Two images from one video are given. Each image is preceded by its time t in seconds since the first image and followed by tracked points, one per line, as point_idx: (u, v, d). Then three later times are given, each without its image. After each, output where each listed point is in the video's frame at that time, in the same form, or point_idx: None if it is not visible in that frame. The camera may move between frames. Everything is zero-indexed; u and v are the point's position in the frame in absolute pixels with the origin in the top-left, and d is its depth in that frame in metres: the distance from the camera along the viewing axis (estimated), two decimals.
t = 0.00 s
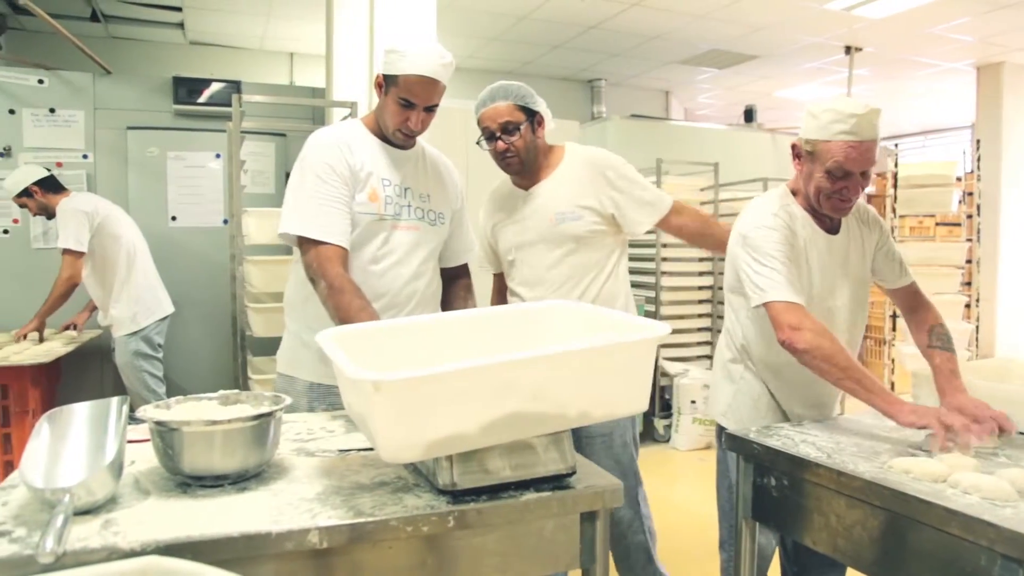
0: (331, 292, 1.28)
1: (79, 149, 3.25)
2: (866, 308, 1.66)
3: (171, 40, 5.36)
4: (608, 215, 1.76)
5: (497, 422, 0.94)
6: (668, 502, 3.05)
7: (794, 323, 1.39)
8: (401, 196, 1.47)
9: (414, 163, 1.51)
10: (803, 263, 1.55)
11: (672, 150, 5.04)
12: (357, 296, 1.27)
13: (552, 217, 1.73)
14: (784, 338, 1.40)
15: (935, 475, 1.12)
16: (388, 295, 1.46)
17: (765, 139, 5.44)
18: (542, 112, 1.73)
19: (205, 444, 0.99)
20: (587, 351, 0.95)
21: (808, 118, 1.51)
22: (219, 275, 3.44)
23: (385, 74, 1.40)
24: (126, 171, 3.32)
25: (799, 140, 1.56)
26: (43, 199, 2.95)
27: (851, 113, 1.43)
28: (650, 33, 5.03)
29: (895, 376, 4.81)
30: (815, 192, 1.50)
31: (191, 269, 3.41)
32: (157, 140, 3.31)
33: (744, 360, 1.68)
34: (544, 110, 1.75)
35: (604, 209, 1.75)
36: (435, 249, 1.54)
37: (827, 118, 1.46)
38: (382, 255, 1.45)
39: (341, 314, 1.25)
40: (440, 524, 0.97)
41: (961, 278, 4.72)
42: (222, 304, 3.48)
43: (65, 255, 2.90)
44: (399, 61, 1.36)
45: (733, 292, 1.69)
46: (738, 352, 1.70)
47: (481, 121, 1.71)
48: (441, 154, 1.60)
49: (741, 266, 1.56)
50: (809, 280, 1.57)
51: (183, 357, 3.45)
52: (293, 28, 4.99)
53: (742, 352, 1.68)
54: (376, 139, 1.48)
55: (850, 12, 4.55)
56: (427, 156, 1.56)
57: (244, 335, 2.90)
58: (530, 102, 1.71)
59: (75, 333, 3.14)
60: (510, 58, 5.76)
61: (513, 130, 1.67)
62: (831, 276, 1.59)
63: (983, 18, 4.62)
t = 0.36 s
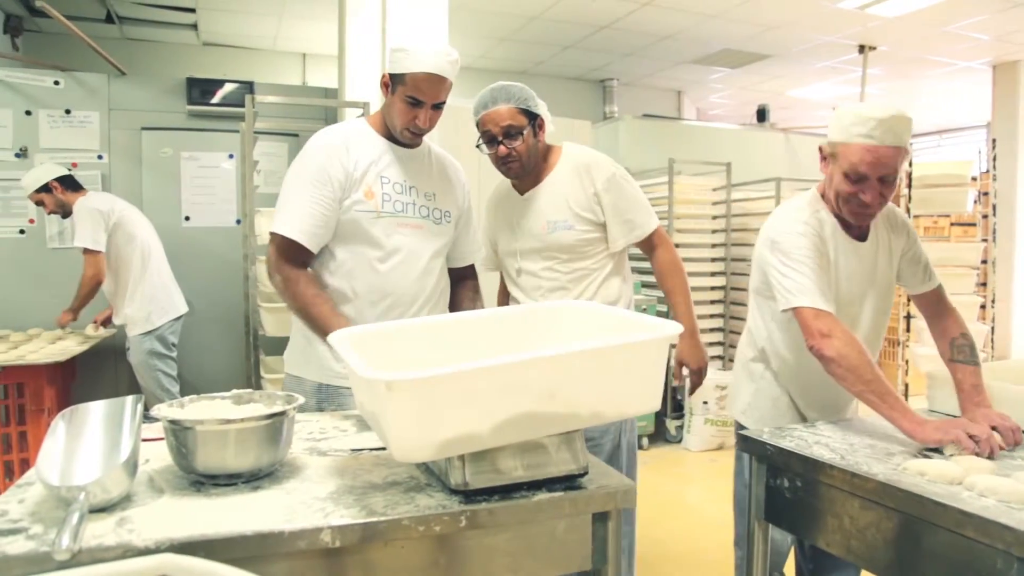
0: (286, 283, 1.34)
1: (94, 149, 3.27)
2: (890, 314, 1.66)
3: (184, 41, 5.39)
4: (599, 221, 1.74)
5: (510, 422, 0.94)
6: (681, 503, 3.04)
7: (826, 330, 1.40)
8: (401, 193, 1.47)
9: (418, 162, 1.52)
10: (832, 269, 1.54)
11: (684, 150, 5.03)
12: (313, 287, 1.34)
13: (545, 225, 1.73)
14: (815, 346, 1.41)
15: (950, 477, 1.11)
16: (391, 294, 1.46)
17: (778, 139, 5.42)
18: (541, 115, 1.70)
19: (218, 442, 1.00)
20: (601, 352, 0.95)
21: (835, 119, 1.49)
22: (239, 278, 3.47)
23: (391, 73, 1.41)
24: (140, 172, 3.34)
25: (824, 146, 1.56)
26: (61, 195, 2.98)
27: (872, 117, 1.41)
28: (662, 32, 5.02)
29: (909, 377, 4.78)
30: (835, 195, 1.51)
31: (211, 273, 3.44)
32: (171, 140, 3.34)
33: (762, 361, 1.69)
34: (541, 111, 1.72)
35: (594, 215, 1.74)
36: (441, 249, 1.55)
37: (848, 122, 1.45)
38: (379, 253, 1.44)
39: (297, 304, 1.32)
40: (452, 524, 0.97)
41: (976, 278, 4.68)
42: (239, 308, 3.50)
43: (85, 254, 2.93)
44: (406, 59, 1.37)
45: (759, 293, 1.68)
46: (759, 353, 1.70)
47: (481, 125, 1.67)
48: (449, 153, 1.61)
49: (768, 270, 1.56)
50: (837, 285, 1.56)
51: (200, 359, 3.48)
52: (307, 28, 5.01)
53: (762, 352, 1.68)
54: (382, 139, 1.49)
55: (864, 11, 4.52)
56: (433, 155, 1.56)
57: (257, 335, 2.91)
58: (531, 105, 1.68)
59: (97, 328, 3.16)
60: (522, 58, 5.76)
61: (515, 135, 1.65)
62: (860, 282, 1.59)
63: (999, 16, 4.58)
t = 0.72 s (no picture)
0: (281, 290, 1.37)
1: (111, 150, 3.29)
2: (930, 315, 1.64)
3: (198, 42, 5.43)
4: (605, 240, 1.65)
5: (523, 423, 0.94)
6: (695, 504, 3.03)
7: (846, 323, 1.43)
8: (399, 192, 1.47)
9: (419, 160, 1.52)
10: (866, 260, 1.54)
11: (697, 149, 5.01)
12: (306, 299, 1.37)
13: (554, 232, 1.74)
14: (836, 337, 1.45)
15: (967, 479, 1.10)
16: (391, 295, 1.46)
17: (792, 138, 5.40)
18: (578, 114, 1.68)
19: (233, 441, 1.00)
20: (616, 352, 0.95)
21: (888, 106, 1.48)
22: (252, 278, 3.49)
23: (392, 70, 1.42)
24: (156, 172, 3.36)
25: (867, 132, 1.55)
26: (77, 195, 3.00)
27: (928, 106, 1.40)
28: (676, 31, 5.01)
29: (925, 378, 4.74)
30: (881, 181, 1.49)
31: (225, 273, 3.47)
32: (186, 141, 3.36)
33: (795, 356, 1.69)
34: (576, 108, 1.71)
35: (598, 234, 1.66)
36: (446, 248, 1.54)
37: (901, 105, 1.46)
38: (373, 253, 1.45)
39: (288, 313, 1.36)
40: (465, 524, 0.97)
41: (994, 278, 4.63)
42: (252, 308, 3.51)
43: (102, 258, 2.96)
44: (406, 54, 1.38)
45: (792, 282, 1.69)
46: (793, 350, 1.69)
47: (513, 121, 1.69)
48: (454, 151, 1.60)
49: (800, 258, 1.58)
50: (872, 279, 1.56)
51: (214, 358, 3.50)
52: (321, 28, 5.04)
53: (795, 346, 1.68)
54: (383, 138, 1.50)
55: (880, 9, 4.49)
56: (437, 153, 1.56)
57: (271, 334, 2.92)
58: (567, 103, 1.67)
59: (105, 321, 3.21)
60: (535, 58, 5.76)
61: (546, 134, 1.64)
62: (898, 276, 1.57)
63: (1017, 14, 4.53)
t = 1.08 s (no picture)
0: (293, 291, 1.39)
1: (127, 151, 3.32)
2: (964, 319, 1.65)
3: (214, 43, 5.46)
4: (615, 252, 1.62)
5: (538, 423, 0.94)
6: (709, 505, 3.01)
7: (852, 315, 1.49)
8: (405, 192, 1.47)
9: (426, 160, 1.52)
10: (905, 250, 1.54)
11: (711, 149, 4.99)
12: (316, 299, 1.38)
13: (564, 238, 1.75)
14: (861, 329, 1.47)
15: (985, 482, 1.09)
16: (397, 296, 1.46)
17: (807, 138, 5.37)
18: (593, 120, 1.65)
19: (248, 440, 1.01)
20: (632, 352, 0.95)
21: (965, 101, 1.52)
22: (264, 279, 3.51)
23: (397, 70, 1.42)
24: (172, 172, 3.39)
25: (938, 125, 1.56)
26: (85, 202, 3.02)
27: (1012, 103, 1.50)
28: (691, 31, 4.99)
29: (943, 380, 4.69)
30: (970, 176, 1.53)
31: (238, 274, 3.49)
32: (201, 142, 3.39)
33: (824, 351, 1.68)
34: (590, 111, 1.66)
35: (606, 244, 1.63)
36: (455, 248, 1.54)
37: (991, 105, 1.49)
38: (377, 252, 1.45)
39: (299, 315, 1.37)
40: (480, 524, 0.97)
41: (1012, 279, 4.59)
42: (263, 308, 3.54)
43: (106, 256, 2.89)
44: (410, 53, 1.38)
45: (825, 273, 1.69)
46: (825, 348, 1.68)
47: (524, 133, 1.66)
48: (462, 150, 1.60)
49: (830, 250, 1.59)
50: (908, 271, 1.55)
51: (226, 357, 3.51)
52: (336, 29, 5.06)
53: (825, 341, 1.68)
54: (389, 138, 1.51)
55: (896, 8, 4.45)
56: (444, 152, 1.56)
57: (286, 333, 2.93)
58: (581, 110, 1.64)
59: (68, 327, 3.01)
60: (549, 57, 5.76)
61: (560, 146, 1.61)
62: (937, 268, 1.57)
63: None
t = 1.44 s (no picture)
0: (306, 293, 1.40)
1: (142, 151, 3.34)
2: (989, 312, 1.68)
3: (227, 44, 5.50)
4: (620, 251, 1.61)
5: (551, 423, 0.94)
6: (722, 506, 3.00)
7: (941, 309, 1.41)
8: (416, 192, 1.47)
9: (438, 160, 1.52)
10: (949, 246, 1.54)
11: (723, 148, 4.97)
12: (328, 300, 1.40)
13: (571, 239, 1.74)
14: (939, 323, 1.41)
15: (1002, 485, 1.07)
16: (410, 295, 1.46)
17: (820, 137, 5.34)
18: (586, 122, 1.65)
19: (262, 438, 1.01)
20: (644, 352, 0.95)
21: (982, 99, 1.50)
22: (274, 279, 3.53)
23: (409, 70, 1.42)
24: (186, 172, 3.41)
25: (958, 123, 1.55)
26: (89, 210, 3.04)
27: None
28: (704, 30, 4.97)
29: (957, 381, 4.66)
30: (987, 174, 1.51)
31: (248, 274, 3.50)
32: (215, 142, 3.41)
33: (848, 352, 1.68)
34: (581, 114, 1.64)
35: (611, 243, 1.62)
36: (468, 248, 1.54)
37: (1009, 101, 1.46)
38: (388, 253, 1.45)
39: (312, 315, 1.38)
40: (492, 523, 0.97)
41: None
42: (274, 308, 3.55)
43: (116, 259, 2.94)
44: (422, 54, 1.38)
45: (855, 275, 1.68)
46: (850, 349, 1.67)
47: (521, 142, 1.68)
48: (474, 149, 1.60)
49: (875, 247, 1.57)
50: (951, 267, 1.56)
51: (236, 357, 3.53)
52: (349, 30, 5.08)
53: (849, 341, 1.68)
54: (401, 138, 1.51)
55: (911, 6, 4.42)
56: (456, 152, 1.56)
57: (299, 332, 2.94)
58: (573, 114, 1.62)
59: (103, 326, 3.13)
60: (560, 57, 5.76)
61: (555, 152, 1.64)
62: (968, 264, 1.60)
63: None
